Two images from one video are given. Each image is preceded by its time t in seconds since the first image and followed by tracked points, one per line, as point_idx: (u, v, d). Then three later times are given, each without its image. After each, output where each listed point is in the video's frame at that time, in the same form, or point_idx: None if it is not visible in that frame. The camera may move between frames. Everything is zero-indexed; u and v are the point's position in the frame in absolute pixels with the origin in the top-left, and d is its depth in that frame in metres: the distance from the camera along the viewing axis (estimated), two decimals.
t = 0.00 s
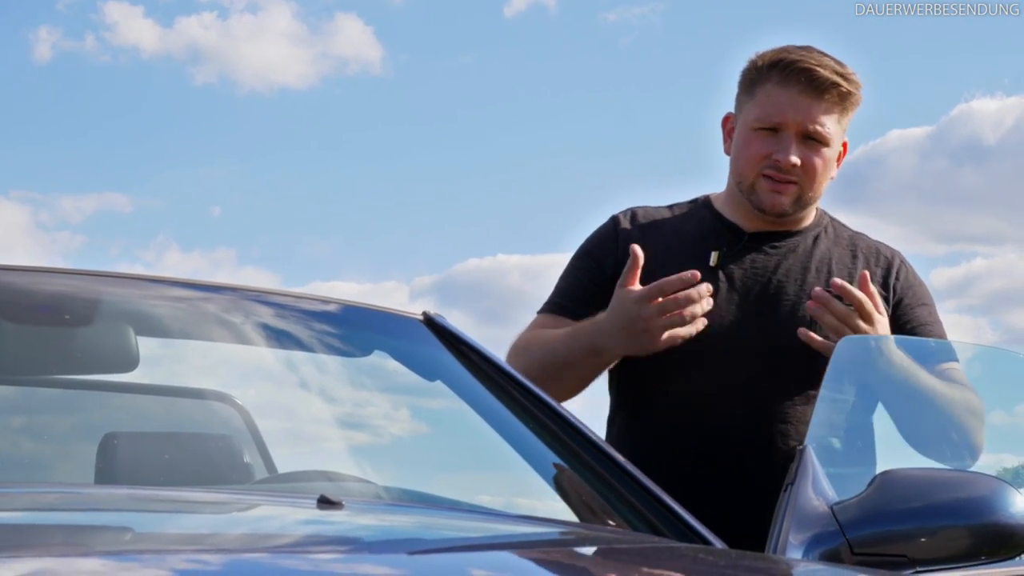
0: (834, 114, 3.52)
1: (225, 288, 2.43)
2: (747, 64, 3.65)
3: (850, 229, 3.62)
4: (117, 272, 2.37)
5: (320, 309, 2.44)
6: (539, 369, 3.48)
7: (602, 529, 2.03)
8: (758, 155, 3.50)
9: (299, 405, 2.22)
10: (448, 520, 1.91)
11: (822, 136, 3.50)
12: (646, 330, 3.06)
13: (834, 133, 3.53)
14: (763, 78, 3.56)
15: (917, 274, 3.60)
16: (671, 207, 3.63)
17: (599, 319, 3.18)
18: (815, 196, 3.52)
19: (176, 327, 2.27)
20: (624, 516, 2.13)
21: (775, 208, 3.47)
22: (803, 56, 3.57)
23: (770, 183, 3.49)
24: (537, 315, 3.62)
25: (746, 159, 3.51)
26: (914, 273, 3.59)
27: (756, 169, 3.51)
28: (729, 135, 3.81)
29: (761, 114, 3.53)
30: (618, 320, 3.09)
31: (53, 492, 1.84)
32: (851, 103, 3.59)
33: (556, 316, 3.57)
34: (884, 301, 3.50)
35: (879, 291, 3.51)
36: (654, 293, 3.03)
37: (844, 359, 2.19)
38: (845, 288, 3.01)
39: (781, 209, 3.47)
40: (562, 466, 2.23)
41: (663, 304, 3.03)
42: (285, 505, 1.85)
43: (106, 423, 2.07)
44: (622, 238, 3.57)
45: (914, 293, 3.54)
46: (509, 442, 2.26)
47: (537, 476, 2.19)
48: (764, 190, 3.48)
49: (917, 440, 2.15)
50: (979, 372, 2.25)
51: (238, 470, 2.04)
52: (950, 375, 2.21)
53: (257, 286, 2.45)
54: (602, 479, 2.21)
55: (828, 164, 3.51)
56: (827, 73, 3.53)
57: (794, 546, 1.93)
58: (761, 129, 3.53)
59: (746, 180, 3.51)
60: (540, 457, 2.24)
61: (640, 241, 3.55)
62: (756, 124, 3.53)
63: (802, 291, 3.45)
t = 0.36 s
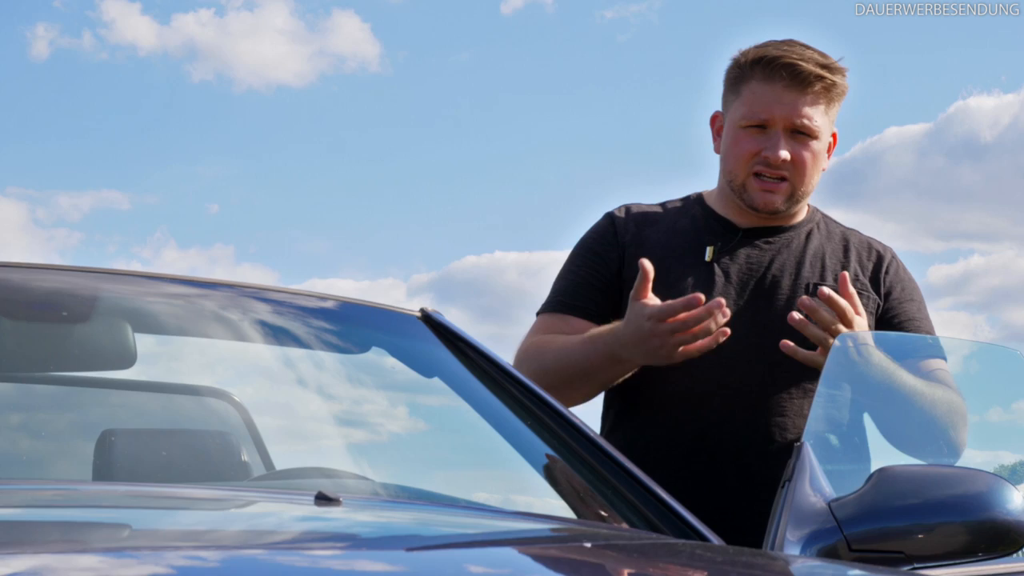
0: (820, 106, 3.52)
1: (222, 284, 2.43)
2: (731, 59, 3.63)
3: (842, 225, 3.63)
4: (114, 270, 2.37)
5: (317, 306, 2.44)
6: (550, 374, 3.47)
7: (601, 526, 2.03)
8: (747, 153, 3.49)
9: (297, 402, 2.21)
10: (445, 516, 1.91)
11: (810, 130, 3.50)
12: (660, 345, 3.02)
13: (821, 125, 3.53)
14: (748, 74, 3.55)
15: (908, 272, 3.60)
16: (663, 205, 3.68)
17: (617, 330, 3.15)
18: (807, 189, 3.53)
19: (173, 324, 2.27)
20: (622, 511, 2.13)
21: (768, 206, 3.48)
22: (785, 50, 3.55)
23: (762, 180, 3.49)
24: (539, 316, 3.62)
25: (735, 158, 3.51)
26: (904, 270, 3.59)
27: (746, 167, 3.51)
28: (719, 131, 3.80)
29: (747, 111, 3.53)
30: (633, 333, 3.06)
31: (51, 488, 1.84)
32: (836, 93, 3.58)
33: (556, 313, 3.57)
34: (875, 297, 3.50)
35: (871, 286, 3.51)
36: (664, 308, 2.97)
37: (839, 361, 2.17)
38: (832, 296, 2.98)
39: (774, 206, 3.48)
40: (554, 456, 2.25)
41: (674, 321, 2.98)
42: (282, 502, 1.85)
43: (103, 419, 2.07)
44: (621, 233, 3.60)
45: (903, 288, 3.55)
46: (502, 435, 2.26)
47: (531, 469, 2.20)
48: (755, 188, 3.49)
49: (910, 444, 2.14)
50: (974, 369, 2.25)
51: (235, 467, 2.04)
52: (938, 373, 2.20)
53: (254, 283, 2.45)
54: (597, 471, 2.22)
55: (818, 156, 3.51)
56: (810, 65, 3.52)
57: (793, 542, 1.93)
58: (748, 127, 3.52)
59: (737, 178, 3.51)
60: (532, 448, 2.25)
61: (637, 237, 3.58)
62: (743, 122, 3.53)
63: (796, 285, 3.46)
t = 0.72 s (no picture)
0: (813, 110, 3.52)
1: (220, 288, 2.42)
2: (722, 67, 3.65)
3: (838, 228, 3.63)
4: (112, 273, 2.36)
5: (316, 309, 2.43)
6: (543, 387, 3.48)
7: (599, 530, 2.03)
8: (741, 159, 3.49)
9: (295, 406, 2.21)
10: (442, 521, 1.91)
11: (804, 134, 3.50)
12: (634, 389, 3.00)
13: (815, 129, 3.53)
14: (740, 81, 3.57)
15: (905, 277, 3.60)
16: (657, 209, 3.68)
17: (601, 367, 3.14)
18: (803, 193, 3.52)
19: (171, 329, 2.26)
20: (619, 515, 2.14)
21: (764, 211, 3.48)
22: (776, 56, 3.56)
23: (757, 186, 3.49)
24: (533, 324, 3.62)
25: (730, 165, 3.51)
26: (902, 273, 3.59)
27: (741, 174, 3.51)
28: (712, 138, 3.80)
29: (741, 118, 3.53)
30: (613, 372, 3.05)
31: (49, 493, 1.84)
32: (829, 98, 3.59)
33: (549, 326, 3.58)
34: (871, 301, 3.50)
35: (867, 291, 3.51)
36: (635, 355, 2.94)
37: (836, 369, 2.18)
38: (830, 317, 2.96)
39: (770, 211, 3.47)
40: (550, 458, 2.25)
41: (646, 368, 2.94)
42: (280, 506, 1.84)
43: (101, 424, 2.07)
44: (615, 241, 3.59)
45: (900, 293, 3.55)
46: (499, 437, 2.27)
47: (528, 472, 2.20)
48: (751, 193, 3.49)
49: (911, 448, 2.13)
50: (973, 372, 2.24)
51: (234, 471, 2.04)
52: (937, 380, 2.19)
53: (252, 287, 2.45)
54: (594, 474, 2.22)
55: (813, 161, 3.51)
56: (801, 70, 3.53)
57: (791, 546, 1.94)
58: (742, 133, 3.53)
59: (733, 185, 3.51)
60: (528, 451, 2.26)
61: (631, 244, 3.58)
62: (737, 129, 3.53)
63: (793, 289, 3.46)
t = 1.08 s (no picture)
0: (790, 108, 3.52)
1: (219, 289, 2.42)
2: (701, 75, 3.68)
3: (834, 226, 3.64)
4: (111, 274, 2.36)
5: (315, 310, 2.43)
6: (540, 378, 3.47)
7: (597, 530, 2.03)
8: (721, 162, 3.50)
9: (294, 407, 2.21)
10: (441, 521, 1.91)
11: (781, 132, 3.50)
12: (635, 327, 3.05)
13: (794, 127, 3.52)
14: (715, 86, 3.59)
15: (904, 271, 3.60)
16: (656, 213, 3.67)
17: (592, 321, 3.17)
18: (788, 192, 3.51)
19: (170, 330, 2.26)
20: (617, 513, 2.14)
21: (748, 211, 3.47)
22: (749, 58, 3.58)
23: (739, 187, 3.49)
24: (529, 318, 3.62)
25: (711, 169, 3.52)
26: (899, 267, 3.59)
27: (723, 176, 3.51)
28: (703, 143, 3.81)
29: (718, 121, 3.55)
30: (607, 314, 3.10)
31: (49, 494, 1.84)
32: (808, 96, 3.59)
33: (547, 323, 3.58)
34: (866, 296, 3.49)
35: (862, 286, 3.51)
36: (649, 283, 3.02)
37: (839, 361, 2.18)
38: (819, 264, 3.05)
39: (753, 211, 3.47)
40: (543, 451, 2.27)
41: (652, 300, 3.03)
42: (280, 506, 1.84)
43: (101, 424, 2.07)
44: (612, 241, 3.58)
45: (894, 286, 3.54)
46: (496, 436, 2.27)
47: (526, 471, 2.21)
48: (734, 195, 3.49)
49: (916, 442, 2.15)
50: (973, 373, 2.24)
51: (234, 471, 2.04)
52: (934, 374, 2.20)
53: (251, 288, 2.45)
54: (592, 472, 2.23)
55: (794, 158, 3.51)
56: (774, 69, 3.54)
57: (791, 547, 1.93)
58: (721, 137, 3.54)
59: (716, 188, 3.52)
60: (522, 446, 2.27)
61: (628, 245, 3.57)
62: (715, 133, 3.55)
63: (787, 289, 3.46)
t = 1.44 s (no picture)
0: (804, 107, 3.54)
1: (224, 290, 2.42)
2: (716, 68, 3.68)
3: (835, 227, 3.63)
4: (116, 276, 2.36)
5: (319, 311, 2.43)
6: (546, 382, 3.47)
7: (601, 531, 2.03)
8: (732, 155, 3.52)
9: (299, 408, 2.21)
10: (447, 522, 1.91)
11: (794, 130, 3.52)
12: (646, 345, 3.05)
13: (806, 126, 3.54)
14: (731, 79, 3.60)
15: (905, 270, 3.60)
16: (655, 215, 3.67)
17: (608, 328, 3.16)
18: (795, 190, 3.53)
19: (175, 331, 2.27)
20: (623, 514, 2.14)
21: (754, 206, 3.49)
22: (767, 53, 3.59)
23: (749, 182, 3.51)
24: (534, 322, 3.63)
25: (721, 161, 3.54)
26: (900, 267, 3.59)
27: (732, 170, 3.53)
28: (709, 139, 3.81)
29: (731, 114, 3.56)
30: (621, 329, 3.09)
31: (54, 495, 1.84)
32: (821, 96, 3.60)
33: (551, 327, 3.57)
34: (865, 296, 3.49)
35: (862, 286, 3.50)
36: (667, 304, 2.99)
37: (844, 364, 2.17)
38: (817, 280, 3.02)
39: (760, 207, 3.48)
40: (549, 452, 2.27)
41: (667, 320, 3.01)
42: (286, 508, 1.84)
43: (108, 426, 2.07)
44: (614, 245, 3.59)
45: (894, 285, 3.53)
46: (501, 436, 2.27)
47: (533, 472, 2.21)
48: (742, 190, 3.51)
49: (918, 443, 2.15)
50: (977, 374, 2.24)
51: (240, 472, 2.04)
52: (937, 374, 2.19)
53: (256, 290, 2.45)
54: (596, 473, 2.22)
55: (804, 157, 3.52)
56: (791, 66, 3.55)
57: (797, 547, 1.93)
58: (733, 129, 3.55)
59: (725, 181, 3.53)
60: (527, 446, 2.27)
61: (630, 249, 3.57)
62: (728, 125, 3.56)
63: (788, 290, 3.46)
